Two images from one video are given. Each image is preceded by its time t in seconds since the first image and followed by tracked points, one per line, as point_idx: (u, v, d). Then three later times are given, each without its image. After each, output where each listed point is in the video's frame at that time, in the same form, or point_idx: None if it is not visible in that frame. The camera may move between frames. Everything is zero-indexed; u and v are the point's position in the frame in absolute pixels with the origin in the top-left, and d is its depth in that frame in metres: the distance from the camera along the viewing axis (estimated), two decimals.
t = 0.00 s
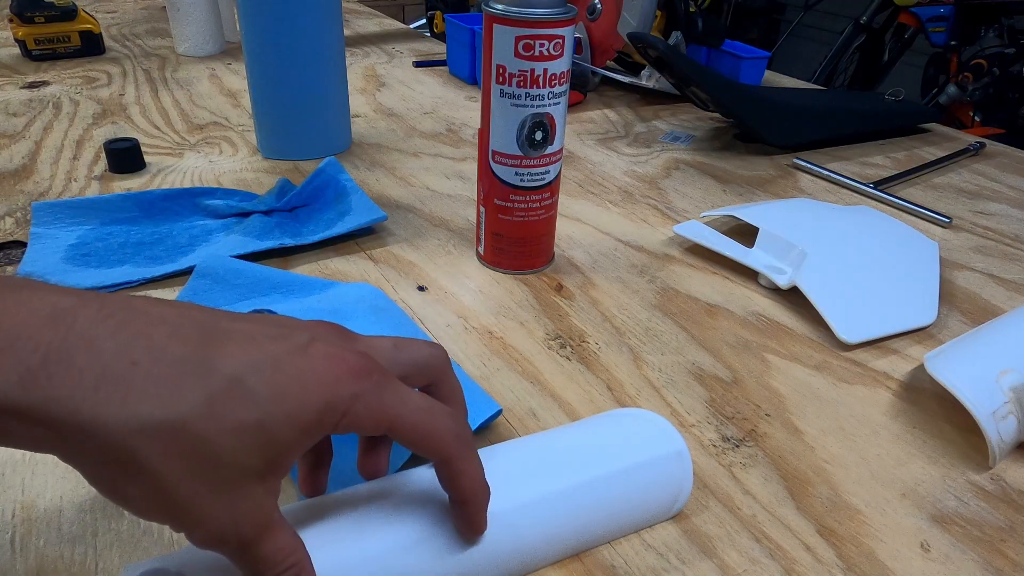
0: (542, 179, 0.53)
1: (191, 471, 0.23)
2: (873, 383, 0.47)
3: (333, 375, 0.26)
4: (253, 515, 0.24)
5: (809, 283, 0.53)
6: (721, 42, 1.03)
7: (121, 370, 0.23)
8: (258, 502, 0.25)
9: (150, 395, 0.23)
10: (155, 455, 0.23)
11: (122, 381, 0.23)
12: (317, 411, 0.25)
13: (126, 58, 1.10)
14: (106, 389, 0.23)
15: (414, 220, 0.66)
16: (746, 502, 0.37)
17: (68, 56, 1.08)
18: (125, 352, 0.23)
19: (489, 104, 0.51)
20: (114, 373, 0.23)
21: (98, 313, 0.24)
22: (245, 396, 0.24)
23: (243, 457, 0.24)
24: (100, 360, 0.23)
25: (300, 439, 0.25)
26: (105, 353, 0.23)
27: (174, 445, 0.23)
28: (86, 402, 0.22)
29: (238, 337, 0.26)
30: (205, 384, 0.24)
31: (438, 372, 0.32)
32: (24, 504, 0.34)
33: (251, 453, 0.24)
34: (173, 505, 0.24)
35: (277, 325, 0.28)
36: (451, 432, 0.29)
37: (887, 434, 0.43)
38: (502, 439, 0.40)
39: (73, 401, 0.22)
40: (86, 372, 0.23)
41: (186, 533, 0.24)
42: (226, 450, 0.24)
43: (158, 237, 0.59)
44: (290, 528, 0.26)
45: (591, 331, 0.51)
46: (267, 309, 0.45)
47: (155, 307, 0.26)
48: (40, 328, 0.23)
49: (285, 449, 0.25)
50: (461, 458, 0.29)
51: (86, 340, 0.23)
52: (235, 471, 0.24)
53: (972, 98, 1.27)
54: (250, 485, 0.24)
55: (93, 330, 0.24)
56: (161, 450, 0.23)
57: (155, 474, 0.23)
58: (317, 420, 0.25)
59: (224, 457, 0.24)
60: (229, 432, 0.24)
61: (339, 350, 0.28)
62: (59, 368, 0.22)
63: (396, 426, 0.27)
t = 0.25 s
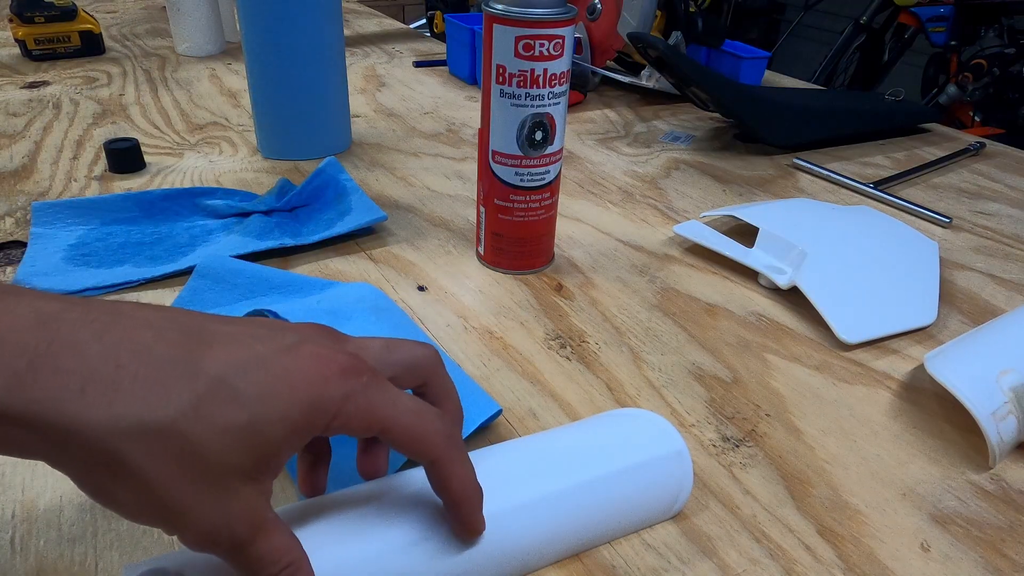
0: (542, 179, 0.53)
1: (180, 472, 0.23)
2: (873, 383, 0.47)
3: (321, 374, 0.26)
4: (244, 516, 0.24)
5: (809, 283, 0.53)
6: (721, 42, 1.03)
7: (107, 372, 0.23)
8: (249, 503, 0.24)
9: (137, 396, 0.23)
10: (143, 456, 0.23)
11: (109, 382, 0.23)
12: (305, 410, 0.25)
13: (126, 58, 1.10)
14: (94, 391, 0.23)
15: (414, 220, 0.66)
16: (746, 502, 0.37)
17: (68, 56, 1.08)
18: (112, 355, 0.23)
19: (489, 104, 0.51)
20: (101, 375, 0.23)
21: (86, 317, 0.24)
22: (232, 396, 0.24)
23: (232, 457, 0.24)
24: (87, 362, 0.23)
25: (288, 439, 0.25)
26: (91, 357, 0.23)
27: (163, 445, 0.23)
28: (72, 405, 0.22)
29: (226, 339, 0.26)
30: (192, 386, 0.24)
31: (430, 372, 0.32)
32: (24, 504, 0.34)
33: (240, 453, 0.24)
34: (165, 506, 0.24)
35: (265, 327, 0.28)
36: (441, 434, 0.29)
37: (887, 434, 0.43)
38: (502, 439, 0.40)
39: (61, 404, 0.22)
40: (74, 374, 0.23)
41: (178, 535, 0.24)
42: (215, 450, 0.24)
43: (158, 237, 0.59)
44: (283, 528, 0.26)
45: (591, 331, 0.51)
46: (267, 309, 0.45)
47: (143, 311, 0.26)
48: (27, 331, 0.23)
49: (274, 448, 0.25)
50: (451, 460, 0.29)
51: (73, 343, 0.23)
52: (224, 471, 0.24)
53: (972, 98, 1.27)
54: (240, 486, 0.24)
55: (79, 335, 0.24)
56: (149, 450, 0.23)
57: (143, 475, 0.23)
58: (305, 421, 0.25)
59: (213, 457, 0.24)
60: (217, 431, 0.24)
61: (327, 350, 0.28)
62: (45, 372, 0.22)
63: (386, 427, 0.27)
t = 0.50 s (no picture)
0: (542, 179, 0.53)
1: (175, 470, 0.23)
2: (873, 383, 0.47)
3: (315, 371, 0.26)
4: (240, 513, 0.24)
5: (809, 283, 0.53)
6: (721, 42, 1.03)
7: (101, 370, 0.23)
8: (246, 499, 0.24)
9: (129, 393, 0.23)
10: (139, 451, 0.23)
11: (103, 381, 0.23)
12: (299, 404, 0.25)
13: (126, 57, 1.10)
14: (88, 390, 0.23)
15: (414, 220, 0.66)
16: (746, 502, 0.37)
17: (67, 56, 1.08)
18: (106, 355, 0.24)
19: (489, 104, 0.51)
20: (94, 373, 0.23)
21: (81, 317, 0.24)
22: (226, 393, 0.24)
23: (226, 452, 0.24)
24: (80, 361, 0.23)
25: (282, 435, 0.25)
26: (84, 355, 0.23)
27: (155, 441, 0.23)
28: (67, 403, 0.22)
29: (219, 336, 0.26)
30: (186, 382, 0.24)
31: (425, 371, 0.32)
32: (24, 505, 0.34)
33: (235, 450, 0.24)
34: (160, 504, 0.24)
35: (258, 325, 0.28)
36: (435, 433, 0.29)
37: (887, 434, 0.43)
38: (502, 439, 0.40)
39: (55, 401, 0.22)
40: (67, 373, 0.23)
41: (174, 533, 0.24)
42: (209, 447, 0.24)
43: (158, 237, 0.59)
44: (279, 526, 0.26)
45: (591, 331, 0.51)
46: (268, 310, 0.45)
47: (137, 310, 0.26)
48: (21, 331, 0.23)
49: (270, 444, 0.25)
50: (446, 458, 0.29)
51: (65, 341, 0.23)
52: (218, 468, 0.24)
53: (972, 98, 1.27)
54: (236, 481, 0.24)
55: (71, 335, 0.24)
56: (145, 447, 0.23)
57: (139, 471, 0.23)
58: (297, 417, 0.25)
59: (209, 454, 0.24)
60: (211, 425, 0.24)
61: (321, 347, 0.28)
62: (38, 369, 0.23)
63: (379, 426, 0.27)
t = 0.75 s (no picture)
0: (542, 179, 0.53)
1: (170, 468, 0.23)
2: (873, 383, 0.47)
3: (309, 369, 0.26)
4: (236, 511, 0.24)
5: (809, 283, 0.53)
6: (721, 42, 1.03)
7: (94, 370, 0.23)
8: (241, 497, 0.24)
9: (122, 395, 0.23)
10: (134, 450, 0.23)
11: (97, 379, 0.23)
12: (294, 405, 0.25)
13: (126, 58, 1.10)
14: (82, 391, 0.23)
15: (414, 220, 0.66)
16: (746, 502, 0.37)
17: (67, 56, 1.08)
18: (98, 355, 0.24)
19: (489, 104, 0.51)
20: (88, 373, 0.23)
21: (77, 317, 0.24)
22: (218, 392, 0.24)
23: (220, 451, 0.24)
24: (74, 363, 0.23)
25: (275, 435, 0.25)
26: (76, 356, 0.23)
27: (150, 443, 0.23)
28: (60, 403, 0.22)
29: (213, 334, 0.26)
30: (179, 381, 0.24)
31: (422, 370, 0.32)
32: (23, 505, 0.34)
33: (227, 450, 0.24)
34: (155, 502, 0.24)
35: (253, 323, 0.28)
36: (430, 433, 0.28)
37: (887, 434, 0.43)
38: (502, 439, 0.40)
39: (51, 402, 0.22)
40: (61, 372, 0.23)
41: (171, 532, 0.24)
42: (203, 447, 0.24)
43: (158, 237, 0.59)
44: (276, 525, 0.26)
45: (591, 331, 0.51)
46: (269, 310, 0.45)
47: (131, 310, 0.26)
48: (15, 332, 0.23)
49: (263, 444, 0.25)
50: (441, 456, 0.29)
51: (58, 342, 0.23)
52: (213, 467, 0.24)
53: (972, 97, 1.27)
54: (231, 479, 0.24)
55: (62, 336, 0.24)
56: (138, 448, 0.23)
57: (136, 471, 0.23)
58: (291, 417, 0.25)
59: (203, 453, 0.24)
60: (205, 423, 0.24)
61: (316, 344, 0.27)
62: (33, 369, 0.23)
63: (373, 425, 0.27)
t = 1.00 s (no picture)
0: (542, 179, 0.53)
1: (151, 463, 0.23)
2: (873, 382, 0.47)
3: (294, 364, 0.26)
4: (222, 510, 0.24)
5: (809, 283, 0.53)
6: (721, 42, 1.03)
7: (74, 366, 0.23)
8: (226, 495, 0.24)
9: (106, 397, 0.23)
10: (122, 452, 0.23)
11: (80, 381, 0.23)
12: (279, 403, 0.25)
13: (126, 58, 1.10)
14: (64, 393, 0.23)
15: (414, 220, 0.66)
16: (746, 502, 0.37)
17: (67, 56, 1.08)
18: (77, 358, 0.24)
19: (489, 104, 0.51)
20: (76, 377, 0.23)
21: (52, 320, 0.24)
22: (200, 388, 0.24)
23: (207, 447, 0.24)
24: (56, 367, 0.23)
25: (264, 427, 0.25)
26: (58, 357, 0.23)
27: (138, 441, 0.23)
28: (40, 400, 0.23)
29: (199, 336, 0.26)
30: (159, 378, 0.24)
31: (415, 371, 0.32)
32: (24, 505, 0.34)
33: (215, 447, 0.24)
34: (138, 503, 0.24)
35: (235, 319, 0.28)
36: (418, 435, 0.28)
37: (887, 433, 0.43)
38: (501, 439, 0.40)
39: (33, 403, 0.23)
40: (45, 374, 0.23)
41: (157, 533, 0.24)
42: (186, 447, 0.24)
43: (158, 237, 0.59)
44: (267, 524, 0.25)
45: (591, 331, 0.51)
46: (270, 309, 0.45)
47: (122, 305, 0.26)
48: None
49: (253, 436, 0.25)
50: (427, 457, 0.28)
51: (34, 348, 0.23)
52: (195, 462, 0.24)
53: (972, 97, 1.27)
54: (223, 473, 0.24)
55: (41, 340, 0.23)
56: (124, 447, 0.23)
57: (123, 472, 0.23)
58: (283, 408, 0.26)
59: (188, 453, 0.24)
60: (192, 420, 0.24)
61: (300, 341, 0.28)
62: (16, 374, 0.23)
63: (358, 424, 0.27)
